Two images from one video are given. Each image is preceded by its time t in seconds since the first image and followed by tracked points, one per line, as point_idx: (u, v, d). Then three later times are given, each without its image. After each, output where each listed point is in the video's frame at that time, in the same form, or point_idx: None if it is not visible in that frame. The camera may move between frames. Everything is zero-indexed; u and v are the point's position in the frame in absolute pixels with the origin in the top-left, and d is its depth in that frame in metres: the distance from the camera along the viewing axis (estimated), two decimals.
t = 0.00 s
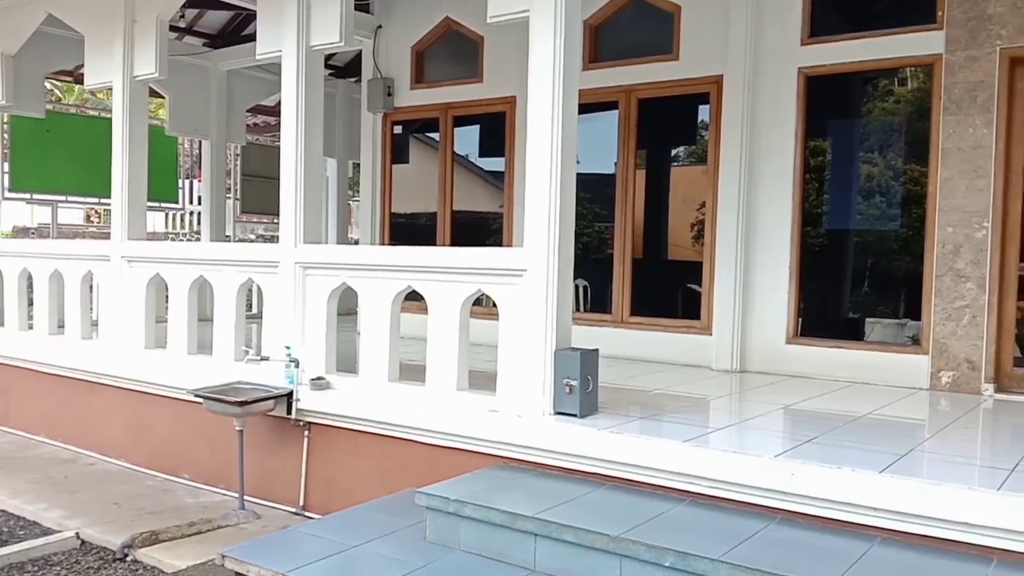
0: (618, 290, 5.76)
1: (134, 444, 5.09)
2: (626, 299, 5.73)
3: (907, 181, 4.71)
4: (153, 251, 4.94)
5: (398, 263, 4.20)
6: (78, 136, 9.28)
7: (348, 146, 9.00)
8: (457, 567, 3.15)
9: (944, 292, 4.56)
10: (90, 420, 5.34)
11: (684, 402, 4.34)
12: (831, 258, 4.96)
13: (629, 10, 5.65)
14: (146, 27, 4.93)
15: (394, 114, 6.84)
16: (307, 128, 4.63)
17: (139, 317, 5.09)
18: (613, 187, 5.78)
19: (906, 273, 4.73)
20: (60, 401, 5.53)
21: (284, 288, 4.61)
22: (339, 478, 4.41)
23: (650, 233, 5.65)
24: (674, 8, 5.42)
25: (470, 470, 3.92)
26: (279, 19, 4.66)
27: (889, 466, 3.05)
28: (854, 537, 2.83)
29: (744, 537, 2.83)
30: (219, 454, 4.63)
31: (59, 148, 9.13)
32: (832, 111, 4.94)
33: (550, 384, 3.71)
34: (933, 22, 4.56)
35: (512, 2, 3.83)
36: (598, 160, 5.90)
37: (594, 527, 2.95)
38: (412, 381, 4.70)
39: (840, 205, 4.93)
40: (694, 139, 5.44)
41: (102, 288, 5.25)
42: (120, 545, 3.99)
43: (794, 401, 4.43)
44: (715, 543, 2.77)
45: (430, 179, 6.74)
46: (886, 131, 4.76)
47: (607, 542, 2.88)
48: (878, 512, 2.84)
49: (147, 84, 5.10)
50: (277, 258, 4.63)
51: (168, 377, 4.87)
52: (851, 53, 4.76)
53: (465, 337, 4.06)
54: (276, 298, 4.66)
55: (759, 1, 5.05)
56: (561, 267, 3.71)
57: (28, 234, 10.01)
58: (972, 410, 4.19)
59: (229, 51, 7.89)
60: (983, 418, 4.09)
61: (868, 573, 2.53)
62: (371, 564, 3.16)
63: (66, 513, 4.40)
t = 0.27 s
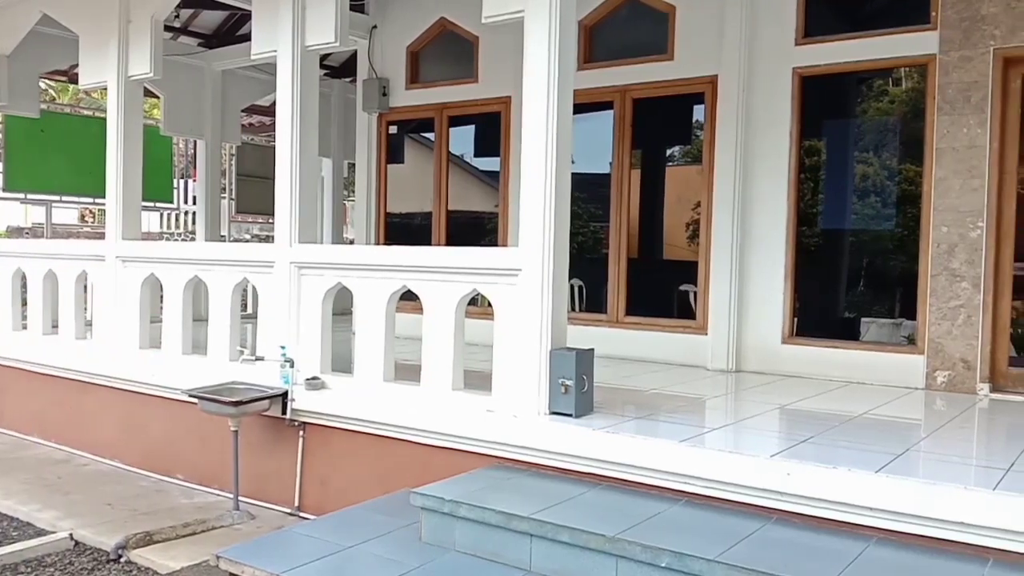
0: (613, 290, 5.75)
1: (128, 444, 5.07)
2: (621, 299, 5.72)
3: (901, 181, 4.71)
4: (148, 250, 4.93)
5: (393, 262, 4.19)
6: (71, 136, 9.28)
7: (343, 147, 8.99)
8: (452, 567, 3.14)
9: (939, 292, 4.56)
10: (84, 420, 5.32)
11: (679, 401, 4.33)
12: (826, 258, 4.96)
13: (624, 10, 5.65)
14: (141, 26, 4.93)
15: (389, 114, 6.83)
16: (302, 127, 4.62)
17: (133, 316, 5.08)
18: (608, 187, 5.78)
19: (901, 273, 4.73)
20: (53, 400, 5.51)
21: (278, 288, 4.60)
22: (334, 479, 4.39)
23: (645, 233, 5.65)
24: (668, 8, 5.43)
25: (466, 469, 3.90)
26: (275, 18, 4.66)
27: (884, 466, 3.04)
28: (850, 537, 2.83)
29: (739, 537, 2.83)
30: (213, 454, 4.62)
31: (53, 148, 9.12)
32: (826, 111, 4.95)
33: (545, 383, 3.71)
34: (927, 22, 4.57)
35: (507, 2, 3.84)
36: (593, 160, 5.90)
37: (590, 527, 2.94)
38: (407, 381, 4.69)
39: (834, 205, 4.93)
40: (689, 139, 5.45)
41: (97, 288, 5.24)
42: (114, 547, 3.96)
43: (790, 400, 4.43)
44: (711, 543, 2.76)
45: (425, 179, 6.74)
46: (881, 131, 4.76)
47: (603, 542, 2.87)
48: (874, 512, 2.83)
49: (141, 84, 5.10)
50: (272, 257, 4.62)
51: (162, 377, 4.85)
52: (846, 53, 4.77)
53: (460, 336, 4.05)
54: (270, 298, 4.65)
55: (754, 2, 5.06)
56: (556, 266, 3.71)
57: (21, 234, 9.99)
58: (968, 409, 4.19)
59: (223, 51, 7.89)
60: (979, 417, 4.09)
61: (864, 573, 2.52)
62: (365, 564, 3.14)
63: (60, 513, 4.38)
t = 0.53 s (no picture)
0: (610, 295, 5.76)
1: (123, 450, 5.05)
2: (617, 304, 5.72)
3: (897, 187, 4.72)
4: (143, 255, 4.93)
5: (389, 267, 4.19)
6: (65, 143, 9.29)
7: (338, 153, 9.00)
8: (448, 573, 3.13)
9: (935, 297, 4.56)
10: (79, 426, 5.31)
11: (675, 407, 4.32)
12: (822, 263, 4.96)
13: (619, 16, 5.66)
14: (136, 32, 4.94)
15: (384, 120, 6.83)
16: (298, 132, 4.62)
17: (128, 322, 5.07)
18: (604, 193, 5.78)
19: (897, 278, 4.73)
20: (48, 406, 5.50)
21: (274, 293, 4.59)
22: (330, 484, 4.38)
23: (640, 238, 5.65)
24: (663, 14, 5.44)
25: (462, 475, 3.90)
26: (270, 23, 4.65)
27: (881, 471, 3.04)
28: (847, 542, 2.82)
29: (736, 543, 2.82)
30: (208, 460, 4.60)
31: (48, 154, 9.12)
32: (821, 117, 4.96)
33: (541, 389, 3.70)
34: (922, 28, 4.59)
35: (502, 7, 3.84)
36: (589, 165, 5.90)
37: (586, 533, 2.93)
38: (402, 386, 4.68)
39: (830, 210, 4.94)
40: (685, 144, 5.46)
41: (91, 293, 5.23)
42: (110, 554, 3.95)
43: (786, 406, 4.42)
44: (708, 549, 2.75)
45: (420, 184, 6.74)
46: (876, 137, 4.77)
47: (599, 548, 2.86)
48: (870, 517, 2.83)
49: (137, 89, 5.10)
50: (267, 263, 4.61)
51: (157, 383, 4.84)
52: (841, 59, 4.78)
53: (456, 342, 4.04)
54: (266, 303, 4.64)
55: (748, 8, 5.07)
56: (552, 272, 3.71)
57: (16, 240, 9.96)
58: (964, 414, 4.19)
59: (220, 57, 7.90)
60: (974, 422, 4.09)
61: None
62: (361, 571, 3.13)
63: (55, 520, 4.37)
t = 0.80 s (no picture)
0: (606, 309, 5.75)
1: (118, 466, 5.04)
2: (613, 318, 5.72)
3: (893, 202, 4.73)
4: (138, 271, 4.92)
5: (384, 284, 4.19)
6: (60, 158, 9.31)
7: (334, 167, 9.01)
8: None
9: (931, 312, 4.56)
10: (74, 442, 5.29)
11: (672, 423, 4.32)
12: (818, 278, 4.97)
13: (615, 31, 5.67)
14: (132, 48, 4.95)
15: (380, 135, 6.84)
16: (294, 147, 4.62)
17: (123, 339, 5.06)
18: (600, 208, 5.79)
19: (893, 293, 4.73)
20: (43, 423, 5.49)
21: (270, 309, 4.59)
22: (326, 500, 4.37)
23: (637, 253, 5.65)
24: (659, 29, 5.45)
25: (458, 492, 3.88)
26: (267, 39, 4.64)
27: (878, 487, 3.03)
28: (845, 559, 2.81)
29: (733, 559, 2.81)
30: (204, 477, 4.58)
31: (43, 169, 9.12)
32: (816, 132, 4.96)
33: (537, 405, 3.69)
34: (917, 44, 4.60)
35: (499, 24, 3.83)
36: (584, 181, 5.90)
37: (582, 549, 2.92)
38: (398, 402, 4.67)
39: (826, 225, 4.94)
40: (680, 159, 5.46)
41: (87, 310, 5.22)
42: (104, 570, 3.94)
43: (783, 421, 4.42)
44: (705, 566, 2.74)
45: (416, 199, 6.74)
46: (872, 152, 4.78)
47: (596, 564, 2.85)
48: (867, 533, 2.82)
49: (133, 105, 5.12)
50: (263, 278, 4.61)
51: (153, 399, 4.83)
52: (836, 74, 4.79)
53: (452, 358, 4.03)
54: (262, 319, 4.63)
55: (744, 23, 5.08)
56: (548, 289, 3.70)
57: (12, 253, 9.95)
58: (960, 430, 4.18)
59: (216, 72, 7.90)
60: (971, 438, 4.08)
61: None
62: None
63: (50, 536, 4.35)
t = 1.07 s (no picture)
0: (602, 335, 5.74)
1: (112, 493, 5.00)
2: (609, 344, 5.71)
3: (889, 228, 4.73)
4: (135, 296, 4.93)
5: (380, 309, 4.18)
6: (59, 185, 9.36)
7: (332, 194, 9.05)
8: None
9: (929, 337, 4.55)
10: (69, 469, 5.26)
11: (669, 449, 4.29)
12: (815, 303, 4.96)
13: (610, 59, 5.72)
14: (133, 75, 5.04)
15: (377, 162, 6.87)
16: (291, 174, 4.63)
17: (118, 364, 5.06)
18: (596, 234, 5.79)
19: (890, 319, 4.73)
20: (37, 449, 5.46)
21: (265, 334, 4.58)
22: (320, 527, 4.32)
23: (633, 279, 5.65)
24: (654, 57, 5.50)
25: (454, 519, 3.85)
26: (264, 66, 4.66)
27: (877, 514, 3.00)
28: None
29: None
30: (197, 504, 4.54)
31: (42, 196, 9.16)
32: (811, 158, 4.99)
33: (534, 431, 3.66)
34: (910, 70, 4.63)
35: (497, 51, 3.85)
36: (581, 207, 5.92)
37: None
38: (394, 428, 4.65)
39: (822, 250, 4.95)
40: (676, 185, 5.48)
41: (83, 335, 5.22)
42: None
43: (780, 448, 4.39)
44: None
45: (413, 226, 6.75)
46: (867, 178, 4.79)
47: None
48: (867, 560, 2.79)
49: (132, 131, 5.18)
50: (259, 304, 4.61)
51: (148, 425, 4.81)
52: (830, 101, 4.82)
53: (448, 384, 4.01)
54: (257, 345, 4.62)
55: (738, 51, 5.13)
56: (545, 314, 3.69)
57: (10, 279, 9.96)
58: (960, 456, 4.15)
59: (215, 100, 7.96)
60: (971, 464, 4.05)
61: None
62: None
63: (42, 564, 4.30)
